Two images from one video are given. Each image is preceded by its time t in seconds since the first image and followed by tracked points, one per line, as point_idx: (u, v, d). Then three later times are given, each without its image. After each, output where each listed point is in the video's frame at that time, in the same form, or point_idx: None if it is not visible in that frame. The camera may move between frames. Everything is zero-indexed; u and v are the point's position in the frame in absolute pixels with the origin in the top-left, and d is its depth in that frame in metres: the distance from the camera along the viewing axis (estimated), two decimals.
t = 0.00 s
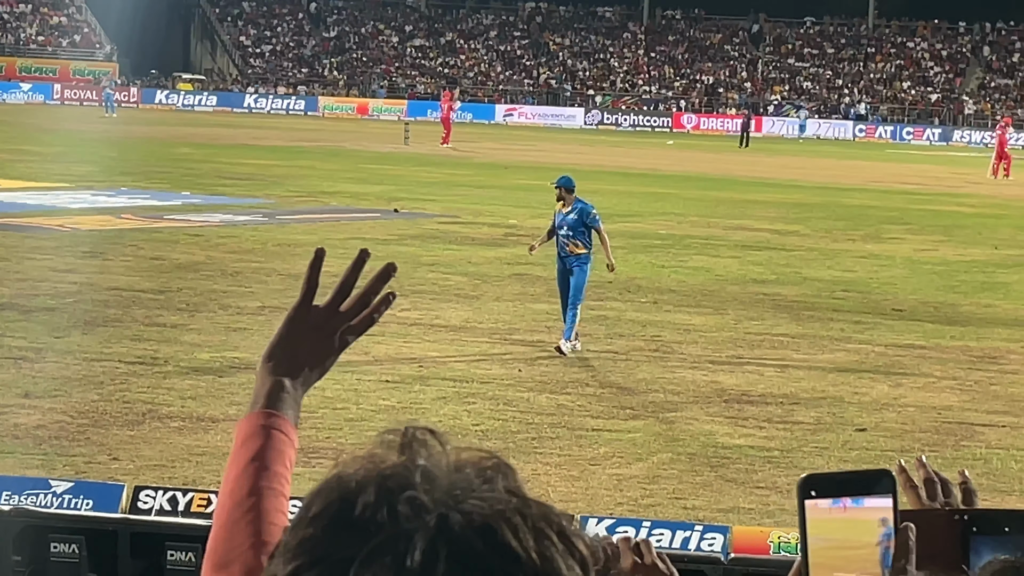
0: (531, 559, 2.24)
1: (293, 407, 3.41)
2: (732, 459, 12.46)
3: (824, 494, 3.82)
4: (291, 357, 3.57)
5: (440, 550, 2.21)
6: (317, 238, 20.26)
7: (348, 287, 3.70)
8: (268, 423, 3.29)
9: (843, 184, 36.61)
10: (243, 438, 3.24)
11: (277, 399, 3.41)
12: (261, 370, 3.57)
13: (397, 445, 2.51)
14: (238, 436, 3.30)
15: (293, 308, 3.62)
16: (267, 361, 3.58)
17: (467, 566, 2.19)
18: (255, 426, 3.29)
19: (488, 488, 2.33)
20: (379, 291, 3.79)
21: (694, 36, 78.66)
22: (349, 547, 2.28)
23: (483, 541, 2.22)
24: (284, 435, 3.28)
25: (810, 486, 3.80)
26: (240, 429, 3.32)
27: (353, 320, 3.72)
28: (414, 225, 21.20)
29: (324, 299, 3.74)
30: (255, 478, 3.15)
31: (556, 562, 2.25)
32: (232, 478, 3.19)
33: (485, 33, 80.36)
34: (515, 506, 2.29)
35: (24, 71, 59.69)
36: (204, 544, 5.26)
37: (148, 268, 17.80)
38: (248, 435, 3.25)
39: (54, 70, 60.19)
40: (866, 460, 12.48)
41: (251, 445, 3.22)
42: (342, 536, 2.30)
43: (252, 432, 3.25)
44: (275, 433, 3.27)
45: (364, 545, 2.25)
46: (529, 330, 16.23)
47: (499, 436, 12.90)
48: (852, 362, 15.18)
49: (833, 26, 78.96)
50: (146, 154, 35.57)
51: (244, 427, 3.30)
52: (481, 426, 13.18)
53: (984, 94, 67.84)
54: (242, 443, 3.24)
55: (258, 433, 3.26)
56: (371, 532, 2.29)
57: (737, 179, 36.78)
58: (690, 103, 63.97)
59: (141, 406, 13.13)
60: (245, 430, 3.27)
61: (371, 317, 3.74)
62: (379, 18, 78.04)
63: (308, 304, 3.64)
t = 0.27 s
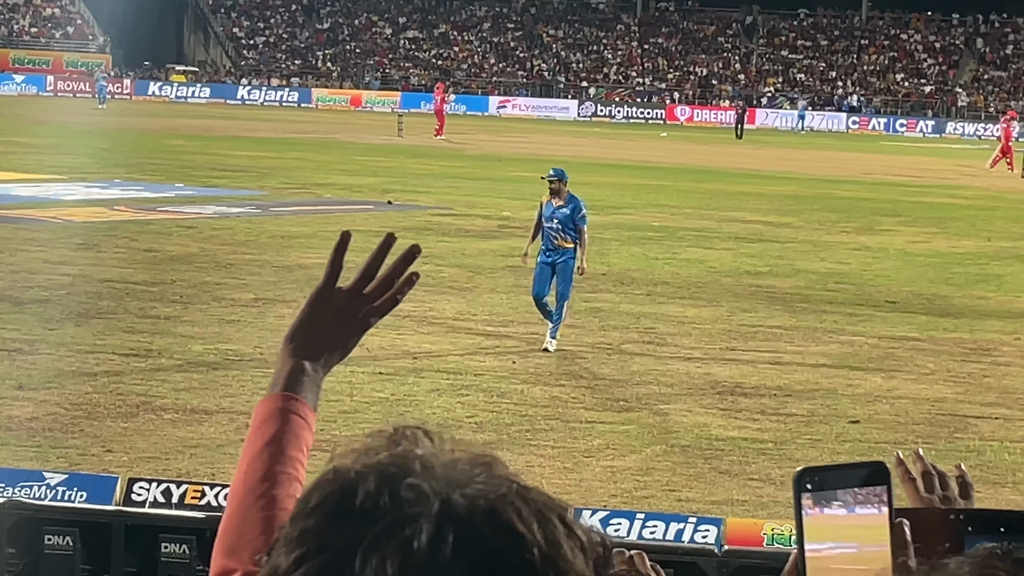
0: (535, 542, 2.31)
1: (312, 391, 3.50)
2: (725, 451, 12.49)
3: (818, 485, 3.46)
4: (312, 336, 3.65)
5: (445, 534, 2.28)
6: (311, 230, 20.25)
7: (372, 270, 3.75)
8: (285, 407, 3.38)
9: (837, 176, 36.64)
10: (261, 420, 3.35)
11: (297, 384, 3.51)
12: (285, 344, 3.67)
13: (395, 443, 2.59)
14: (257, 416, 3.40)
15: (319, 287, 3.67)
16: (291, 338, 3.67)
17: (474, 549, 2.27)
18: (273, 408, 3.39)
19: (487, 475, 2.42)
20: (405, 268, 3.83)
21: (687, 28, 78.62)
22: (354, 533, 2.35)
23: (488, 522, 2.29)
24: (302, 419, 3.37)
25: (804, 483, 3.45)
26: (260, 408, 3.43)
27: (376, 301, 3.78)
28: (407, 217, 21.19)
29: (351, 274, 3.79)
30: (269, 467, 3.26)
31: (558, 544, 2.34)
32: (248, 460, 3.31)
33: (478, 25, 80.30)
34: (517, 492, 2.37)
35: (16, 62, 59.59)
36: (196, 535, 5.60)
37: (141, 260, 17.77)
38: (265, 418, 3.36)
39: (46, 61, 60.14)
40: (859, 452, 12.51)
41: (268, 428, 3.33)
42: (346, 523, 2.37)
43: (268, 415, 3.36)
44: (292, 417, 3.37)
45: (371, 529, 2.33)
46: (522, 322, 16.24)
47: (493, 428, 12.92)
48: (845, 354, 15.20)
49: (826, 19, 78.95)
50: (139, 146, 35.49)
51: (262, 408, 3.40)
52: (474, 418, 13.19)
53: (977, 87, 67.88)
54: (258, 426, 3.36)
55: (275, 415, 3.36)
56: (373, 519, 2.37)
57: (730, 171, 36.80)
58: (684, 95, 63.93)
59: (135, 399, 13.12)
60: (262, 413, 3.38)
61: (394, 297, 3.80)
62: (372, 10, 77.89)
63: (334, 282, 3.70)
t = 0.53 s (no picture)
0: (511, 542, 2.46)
1: (299, 382, 3.67)
2: (717, 444, 12.48)
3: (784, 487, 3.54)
4: (301, 331, 3.85)
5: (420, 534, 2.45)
6: (302, 224, 20.24)
7: (359, 263, 3.96)
8: (271, 400, 3.54)
9: (830, 169, 36.65)
10: (249, 414, 3.50)
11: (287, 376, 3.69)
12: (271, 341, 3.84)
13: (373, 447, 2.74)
14: (243, 410, 3.56)
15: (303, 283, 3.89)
16: (276, 336, 3.85)
17: (451, 548, 2.41)
18: (259, 402, 3.55)
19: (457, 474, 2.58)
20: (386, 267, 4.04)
21: (679, 21, 78.48)
22: (336, 533, 2.50)
23: (461, 518, 2.44)
24: (289, 412, 3.53)
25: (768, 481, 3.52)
26: (245, 402, 3.59)
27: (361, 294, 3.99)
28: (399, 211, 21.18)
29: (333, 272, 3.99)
30: (258, 453, 3.42)
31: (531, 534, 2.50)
32: (236, 449, 3.46)
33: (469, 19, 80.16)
34: (488, 487, 2.52)
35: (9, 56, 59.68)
36: (187, 530, 5.66)
37: (133, 255, 17.78)
38: (252, 412, 3.51)
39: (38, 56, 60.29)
40: (851, 445, 12.51)
41: (255, 419, 3.50)
42: (324, 524, 2.53)
43: (258, 408, 3.52)
44: (280, 410, 3.53)
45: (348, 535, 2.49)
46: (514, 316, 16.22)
47: (484, 422, 12.92)
48: (838, 347, 15.19)
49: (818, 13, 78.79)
50: (130, 141, 35.43)
51: (248, 400, 3.56)
52: (465, 412, 13.19)
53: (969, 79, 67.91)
54: (246, 418, 3.51)
55: (263, 410, 3.51)
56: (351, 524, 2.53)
57: (724, 164, 36.77)
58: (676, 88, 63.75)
59: (126, 394, 13.11)
60: (251, 406, 3.53)
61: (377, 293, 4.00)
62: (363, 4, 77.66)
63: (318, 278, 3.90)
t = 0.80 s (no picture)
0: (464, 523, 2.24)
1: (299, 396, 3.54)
2: (705, 441, 12.45)
3: (738, 480, 3.83)
4: (309, 336, 3.68)
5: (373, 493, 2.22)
6: (290, 223, 20.23)
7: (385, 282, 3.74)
8: (270, 403, 3.43)
9: (818, 166, 36.66)
10: (241, 409, 3.39)
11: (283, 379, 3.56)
12: (275, 338, 3.69)
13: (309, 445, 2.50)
14: (238, 404, 3.45)
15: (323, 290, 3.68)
16: (280, 333, 3.69)
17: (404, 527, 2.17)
18: (254, 400, 3.44)
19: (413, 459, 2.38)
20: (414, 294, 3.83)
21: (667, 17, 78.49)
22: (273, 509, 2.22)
23: (415, 486, 2.24)
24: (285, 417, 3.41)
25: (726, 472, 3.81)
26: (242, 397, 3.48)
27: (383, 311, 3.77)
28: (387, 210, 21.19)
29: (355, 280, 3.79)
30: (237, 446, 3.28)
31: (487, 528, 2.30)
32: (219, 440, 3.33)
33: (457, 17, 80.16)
34: (442, 470, 2.34)
35: None
36: (174, 529, 5.41)
37: (120, 254, 17.76)
38: (246, 408, 3.40)
39: (25, 55, 60.61)
40: (840, 441, 12.49)
41: (245, 416, 3.38)
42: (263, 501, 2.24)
43: (249, 405, 3.41)
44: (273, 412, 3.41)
45: (284, 502, 2.22)
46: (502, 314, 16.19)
47: (472, 420, 12.90)
48: (826, 344, 15.18)
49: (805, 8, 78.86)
50: (118, 141, 35.36)
51: (246, 398, 3.45)
52: (453, 411, 13.16)
53: (957, 75, 67.88)
54: (238, 413, 3.39)
55: (255, 407, 3.40)
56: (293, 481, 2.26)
57: (713, 160, 36.81)
58: (664, 85, 63.79)
59: (113, 393, 13.08)
60: (244, 404, 3.42)
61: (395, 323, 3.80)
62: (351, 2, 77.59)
63: (337, 290, 3.70)
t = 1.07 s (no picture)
0: (437, 508, 2.26)
1: (277, 363, 3.77)
2: (692, 443, 12.44)
3: (700, 482, 4.25)
4: (273, 306, 3.89)
5: (348, 491, 2.20)
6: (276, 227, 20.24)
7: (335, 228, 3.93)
8: (243, 382, 3.65)
9: (804, 167, 36.67)
10: (220, 396, 3.61)
11: (260, 355, 3.79)
12: (243, 321, 3.91)
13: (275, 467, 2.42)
14: (218, 392, 3.68)
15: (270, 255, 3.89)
16: (247, 313, 3.91)
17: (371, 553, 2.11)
18: (232, 385, 3.67)
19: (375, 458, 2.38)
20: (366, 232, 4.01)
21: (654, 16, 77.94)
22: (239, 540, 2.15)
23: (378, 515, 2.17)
24: (264, 392, 3.65)
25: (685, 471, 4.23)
26: (220, 383, 3.72)
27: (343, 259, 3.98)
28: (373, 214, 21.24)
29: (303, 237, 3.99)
30: (231, 435, 3.52)
31: (459, 512, 2.33)
32: (211, 433, 3.56)
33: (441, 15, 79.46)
34: (408, 485, 2.26)
35: None
36: (159, 533, 5.69)
37: (105, 259, 17.74)
38: (224, 394, 3.63)
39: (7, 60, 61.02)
40: (826, 442, 12.48)
41: (227, 402, 3.61)
42: (226, 537, 2.17)
43: (228, 390, 3.64)
44: (255, 391, 3.64)
45: (247, 524, 2.14)
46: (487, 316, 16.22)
47: (458, 423, 12.89)
48: (811, 344, 15.17)
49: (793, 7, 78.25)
50: (103, 145, 35.29)
51: (222, 383, 3.68)
52: (440, 413, 13.14)
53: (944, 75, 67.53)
54: (217, 401, 3.62)
55: (233, 393, 3.63)
56: (271, 485, 2.24)
57: (699, 162, 36.82)
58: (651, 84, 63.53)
59: (99, 398, 13.06)
60: (221, 389, 3.65)
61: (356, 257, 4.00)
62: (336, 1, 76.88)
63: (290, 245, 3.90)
